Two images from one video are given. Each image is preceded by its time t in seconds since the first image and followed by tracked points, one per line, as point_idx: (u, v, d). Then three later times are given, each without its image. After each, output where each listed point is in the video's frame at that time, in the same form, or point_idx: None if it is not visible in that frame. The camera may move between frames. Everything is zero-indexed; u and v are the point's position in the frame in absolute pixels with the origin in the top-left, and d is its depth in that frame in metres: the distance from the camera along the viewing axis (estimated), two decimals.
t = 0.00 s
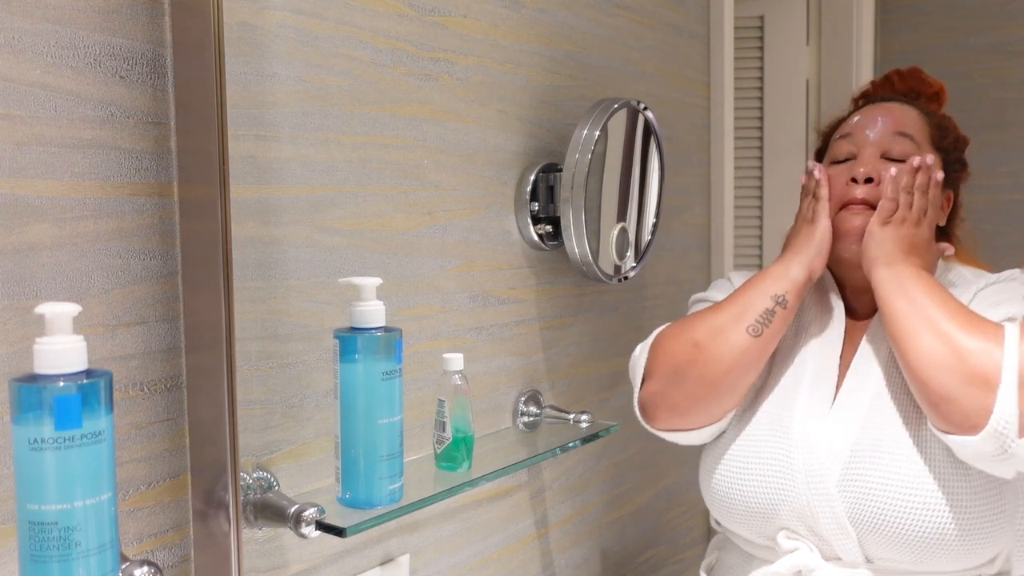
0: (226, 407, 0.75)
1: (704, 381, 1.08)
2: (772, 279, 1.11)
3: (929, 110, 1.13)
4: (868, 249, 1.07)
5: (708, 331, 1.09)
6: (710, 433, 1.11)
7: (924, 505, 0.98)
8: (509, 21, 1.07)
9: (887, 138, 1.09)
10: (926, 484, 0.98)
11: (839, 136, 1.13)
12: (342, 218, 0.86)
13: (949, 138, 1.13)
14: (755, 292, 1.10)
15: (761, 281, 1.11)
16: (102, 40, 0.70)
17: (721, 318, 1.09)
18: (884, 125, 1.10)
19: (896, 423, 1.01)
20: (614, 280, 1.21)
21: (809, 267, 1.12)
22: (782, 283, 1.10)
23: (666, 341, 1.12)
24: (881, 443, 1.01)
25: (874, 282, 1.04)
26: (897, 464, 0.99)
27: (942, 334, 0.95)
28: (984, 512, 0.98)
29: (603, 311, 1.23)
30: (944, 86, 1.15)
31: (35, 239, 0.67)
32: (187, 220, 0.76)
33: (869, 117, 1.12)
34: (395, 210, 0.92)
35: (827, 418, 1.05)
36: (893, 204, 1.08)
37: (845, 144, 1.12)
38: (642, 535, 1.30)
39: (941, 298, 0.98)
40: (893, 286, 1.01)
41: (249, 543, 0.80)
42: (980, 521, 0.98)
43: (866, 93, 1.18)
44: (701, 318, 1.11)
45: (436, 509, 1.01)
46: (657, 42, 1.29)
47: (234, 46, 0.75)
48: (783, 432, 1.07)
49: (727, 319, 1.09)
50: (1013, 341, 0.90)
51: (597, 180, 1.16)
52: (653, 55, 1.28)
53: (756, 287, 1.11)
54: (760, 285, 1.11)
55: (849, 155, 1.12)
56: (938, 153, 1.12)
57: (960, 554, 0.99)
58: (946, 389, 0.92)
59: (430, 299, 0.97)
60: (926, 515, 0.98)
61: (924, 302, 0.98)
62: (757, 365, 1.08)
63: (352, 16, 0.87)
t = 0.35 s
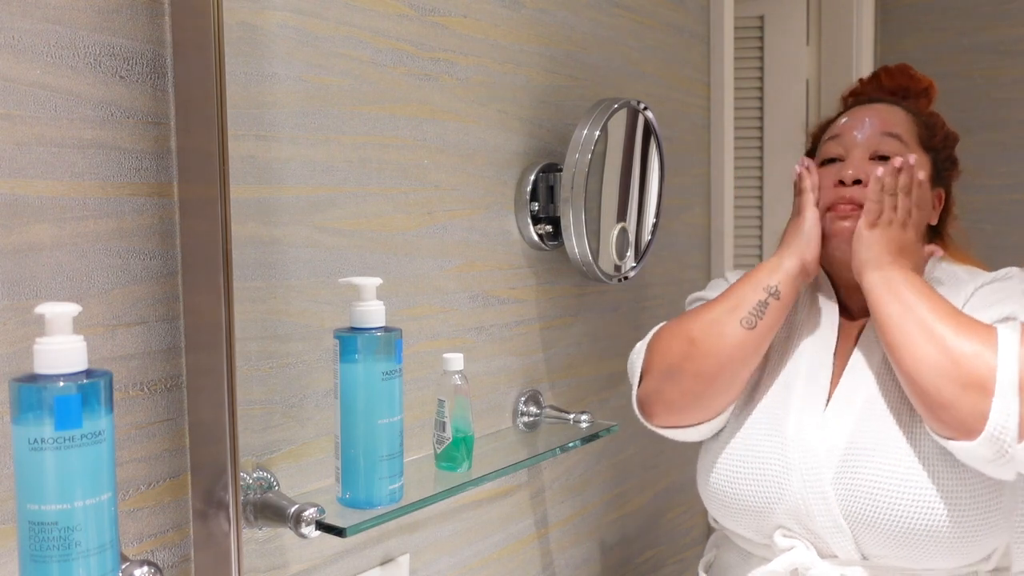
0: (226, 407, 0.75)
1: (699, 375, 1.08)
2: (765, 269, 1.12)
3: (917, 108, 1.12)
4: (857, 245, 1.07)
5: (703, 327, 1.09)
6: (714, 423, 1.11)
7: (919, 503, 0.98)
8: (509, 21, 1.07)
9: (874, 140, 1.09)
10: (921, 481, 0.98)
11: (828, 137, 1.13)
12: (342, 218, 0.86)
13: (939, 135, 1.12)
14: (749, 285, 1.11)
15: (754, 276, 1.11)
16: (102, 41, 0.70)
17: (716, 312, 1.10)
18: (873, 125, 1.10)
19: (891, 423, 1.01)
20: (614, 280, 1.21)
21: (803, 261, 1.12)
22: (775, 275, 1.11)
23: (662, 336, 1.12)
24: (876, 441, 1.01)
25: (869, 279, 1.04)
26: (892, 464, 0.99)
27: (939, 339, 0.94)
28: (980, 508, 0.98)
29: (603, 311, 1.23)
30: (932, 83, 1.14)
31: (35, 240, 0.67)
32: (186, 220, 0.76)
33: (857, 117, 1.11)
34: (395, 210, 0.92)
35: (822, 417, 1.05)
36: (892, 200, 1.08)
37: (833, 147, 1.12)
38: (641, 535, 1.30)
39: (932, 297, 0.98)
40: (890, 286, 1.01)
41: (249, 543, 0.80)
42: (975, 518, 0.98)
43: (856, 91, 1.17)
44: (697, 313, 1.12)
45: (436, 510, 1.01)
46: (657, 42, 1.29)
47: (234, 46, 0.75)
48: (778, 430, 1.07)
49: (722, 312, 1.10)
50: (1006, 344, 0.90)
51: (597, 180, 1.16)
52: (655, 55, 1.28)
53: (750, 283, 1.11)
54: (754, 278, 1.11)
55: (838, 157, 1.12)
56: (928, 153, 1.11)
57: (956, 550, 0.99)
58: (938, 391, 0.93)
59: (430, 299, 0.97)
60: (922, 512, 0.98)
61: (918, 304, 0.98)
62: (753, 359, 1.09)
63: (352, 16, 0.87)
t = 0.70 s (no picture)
0: (226, 406, 0.75)
1: (699, 377, 1.09)
2: (768, 272, 1.12)
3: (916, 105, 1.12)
4: (862, 242, 1.08)
5: (704, 325, 1.11)
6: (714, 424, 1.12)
7: (919, 500, 0.99)
8: (509, 21, 1.07)
9: (874, 139, 1.08)
10: (921, 478, 0.99)
11: (828, 135, 1.12)
12: (342, 218, 0.86)
13: (939, 134, 1.12)
14: (751, 287, 1.12)
15: (756, 276, 1.13)
16: (102, 41, 0.70)
17: (718, 312, 1.11)
18: (873, 125, 1.09)
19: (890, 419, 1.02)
20: (614, 280, 1.21)
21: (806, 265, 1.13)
22: (777, 277, 1.12)
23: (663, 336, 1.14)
24: (876, 438, 1.01)
25: (864, 276, 1.05)
26: (893, 461, 1.00)
27: (937, 334, 0.95)
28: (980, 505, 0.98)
29: (603, 311, 1.22)
30: (932, 81, 1.13)
31: (35, 240, 0.67)
32: (186, 219, 0.76)
33: (857, 116, 1.11)
34: (395, 210, 0.92)
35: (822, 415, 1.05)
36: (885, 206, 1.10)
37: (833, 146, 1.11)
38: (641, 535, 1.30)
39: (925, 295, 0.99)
40: (886, 288, 1.02)
41: (249, 543, 0.80)
42: (977, 515, 0.98)
43: (855, 88, 1.17)
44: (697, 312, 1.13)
45: (436, 510, 1.01)
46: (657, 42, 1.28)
47: (234, 46, 0.75)
48: (779, 429, 1.07)
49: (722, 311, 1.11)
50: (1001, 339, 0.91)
51: (597, 181, 1.17)
52: (655, 56, 1.29)
53: (753, 283, 1.12)
54: (756, 279, 1.12)
55: (837, 156, 1.11)
56: (928, 153, 1.10)
57: (957, 548, 0.99)
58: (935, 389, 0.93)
59: (430, 299, 0.97)
60: (922, 509, 0.98)
61: (914, 300, 0.99)
62: (754, 361, 1.10)
63: (352, 16, 0.87)
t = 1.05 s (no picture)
0: (226, 406, 0.75)
1: (702, 378, 1.08)
2: (773, 275, 1.11)
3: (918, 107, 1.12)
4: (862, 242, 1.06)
5: (707, 327, 1.09)
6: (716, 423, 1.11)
7: (920, 503, 0.98)
8: (509, 21, 1.07)
9: (876, 138, 1.09)
10: (922, 480, 0.98)
11: (829, 136, 1.13)
12: (342, 218, 0.86)
13: (938, 134, 1.12)
14: (755, 289, 1.10)
15: (759, 279, 1.11)
16: (102, 41, 0.70)
17: (721, 312, 1.09)
18: (873, 124, 1.10)
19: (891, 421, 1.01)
20: (614, 280, 1.21)
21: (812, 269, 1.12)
22: (781, 280, 1.10)
23: (667, 335, 1.12)
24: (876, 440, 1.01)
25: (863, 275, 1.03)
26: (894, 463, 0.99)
27: (935, 332, 0.94)
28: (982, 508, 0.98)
29: (602, 311, 1.22)
30: (932, 82, 1.14)
31: (35, 240, 0.67)
32: (186, 219, 0.76)
33: (858, 116, 1.12)
34: (395, 210, 0.92)
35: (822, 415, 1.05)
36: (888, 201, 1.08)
37: (836, 144, 1.12)
38: (641, 535, 1.30)
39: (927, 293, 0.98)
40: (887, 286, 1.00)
41: (249, 543, 0.80)
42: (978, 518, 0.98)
43: (854, 93, 1.17)
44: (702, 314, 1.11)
45: (436, 509, 1.01)
46: (658, 42, 1.29)
47: (234, 46, 0.75)
48: (779, 430, 1.07)
49: (726, 314, 1.09)
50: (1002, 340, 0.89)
51: (597, 181, 1.16)
52: (656, 55, 1.29)
53: (755, 284, 1.10)
54: (761, 281, 1.11)
55: (839, 156, 1.11)
56: (929, 151, 1.11)
57: (958, 550, 0.99)
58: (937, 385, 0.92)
59: (430, 299, 0.97)
60: (924, 512, 0.98)
61: (918, 303, 0.97)
62: (757, 364, 1.08)
63: (352, 16, 0.87)
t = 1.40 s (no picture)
0: (226, 406, 0.75)
1: (698, 377, 1.10)
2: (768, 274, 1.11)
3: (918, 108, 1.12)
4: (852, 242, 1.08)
5: (703, 326, 1.10)
6: (713, 421, 1.13)
7: (918, 498, 0.99)
8: (509, 21, 1.07)
9: (875, 141, 1.09)
10: (919, 475, 0.99)
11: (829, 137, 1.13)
12: (342, 218, 0.86)
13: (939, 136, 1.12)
14: (750, 288, 1.10)
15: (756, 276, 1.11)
16: (102, 41, 0.70)
17: (715, 314, 1.10)
18: (874, 126, 1.10)
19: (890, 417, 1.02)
20: (614, 280, 1.21)
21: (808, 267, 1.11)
22: (776, 279, 1.10)
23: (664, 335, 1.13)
24: (873, 436, 1.01)
25: (870, 272, 1.04)
26: (893, 458, 1.00)
27: (943, 331, 0.94)
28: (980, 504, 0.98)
29: (602, 311, 1.22)
30: (932, 84, 1.14)
31: (35, 240, 0.67)
32: (186, 219, 0.76)
33: (858, 118, 1.12)
34: (395, 210, 0.92)
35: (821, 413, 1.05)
36: (879, 185, 1.08)
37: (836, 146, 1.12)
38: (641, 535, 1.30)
39: (932, 285, 0.99)
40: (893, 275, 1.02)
41: (248, 543, 0.80)
42: (975, 514, 0.98)
43: (855, 93, 1.18)
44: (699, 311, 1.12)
45: (436, 509, 1.01)
46: (657, 42, 1.28)
47: (234, 46, 0.75)
48: (778, 426, 1.07)
49: (722, 315, 1.10)
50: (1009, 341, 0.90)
51: (597, 181, 1.17)
52: (656, 55, 1.28)
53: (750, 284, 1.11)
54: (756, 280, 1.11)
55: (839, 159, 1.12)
56: (928, 153, 1.11)
57: (956, 547, 0.99)
58: (937, 380, 0.93)
59: (430, 299, 0.96)
60: (922, 507, 0.98)
61: (922, 295, 0.98)
62: (756, 361, 1.10)
63: (352, 16, 0.87)
